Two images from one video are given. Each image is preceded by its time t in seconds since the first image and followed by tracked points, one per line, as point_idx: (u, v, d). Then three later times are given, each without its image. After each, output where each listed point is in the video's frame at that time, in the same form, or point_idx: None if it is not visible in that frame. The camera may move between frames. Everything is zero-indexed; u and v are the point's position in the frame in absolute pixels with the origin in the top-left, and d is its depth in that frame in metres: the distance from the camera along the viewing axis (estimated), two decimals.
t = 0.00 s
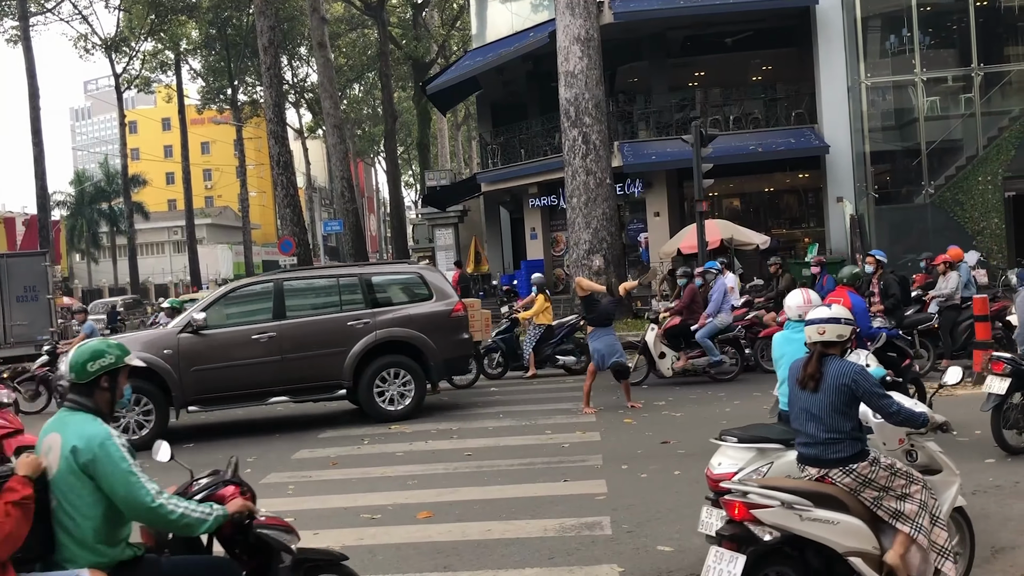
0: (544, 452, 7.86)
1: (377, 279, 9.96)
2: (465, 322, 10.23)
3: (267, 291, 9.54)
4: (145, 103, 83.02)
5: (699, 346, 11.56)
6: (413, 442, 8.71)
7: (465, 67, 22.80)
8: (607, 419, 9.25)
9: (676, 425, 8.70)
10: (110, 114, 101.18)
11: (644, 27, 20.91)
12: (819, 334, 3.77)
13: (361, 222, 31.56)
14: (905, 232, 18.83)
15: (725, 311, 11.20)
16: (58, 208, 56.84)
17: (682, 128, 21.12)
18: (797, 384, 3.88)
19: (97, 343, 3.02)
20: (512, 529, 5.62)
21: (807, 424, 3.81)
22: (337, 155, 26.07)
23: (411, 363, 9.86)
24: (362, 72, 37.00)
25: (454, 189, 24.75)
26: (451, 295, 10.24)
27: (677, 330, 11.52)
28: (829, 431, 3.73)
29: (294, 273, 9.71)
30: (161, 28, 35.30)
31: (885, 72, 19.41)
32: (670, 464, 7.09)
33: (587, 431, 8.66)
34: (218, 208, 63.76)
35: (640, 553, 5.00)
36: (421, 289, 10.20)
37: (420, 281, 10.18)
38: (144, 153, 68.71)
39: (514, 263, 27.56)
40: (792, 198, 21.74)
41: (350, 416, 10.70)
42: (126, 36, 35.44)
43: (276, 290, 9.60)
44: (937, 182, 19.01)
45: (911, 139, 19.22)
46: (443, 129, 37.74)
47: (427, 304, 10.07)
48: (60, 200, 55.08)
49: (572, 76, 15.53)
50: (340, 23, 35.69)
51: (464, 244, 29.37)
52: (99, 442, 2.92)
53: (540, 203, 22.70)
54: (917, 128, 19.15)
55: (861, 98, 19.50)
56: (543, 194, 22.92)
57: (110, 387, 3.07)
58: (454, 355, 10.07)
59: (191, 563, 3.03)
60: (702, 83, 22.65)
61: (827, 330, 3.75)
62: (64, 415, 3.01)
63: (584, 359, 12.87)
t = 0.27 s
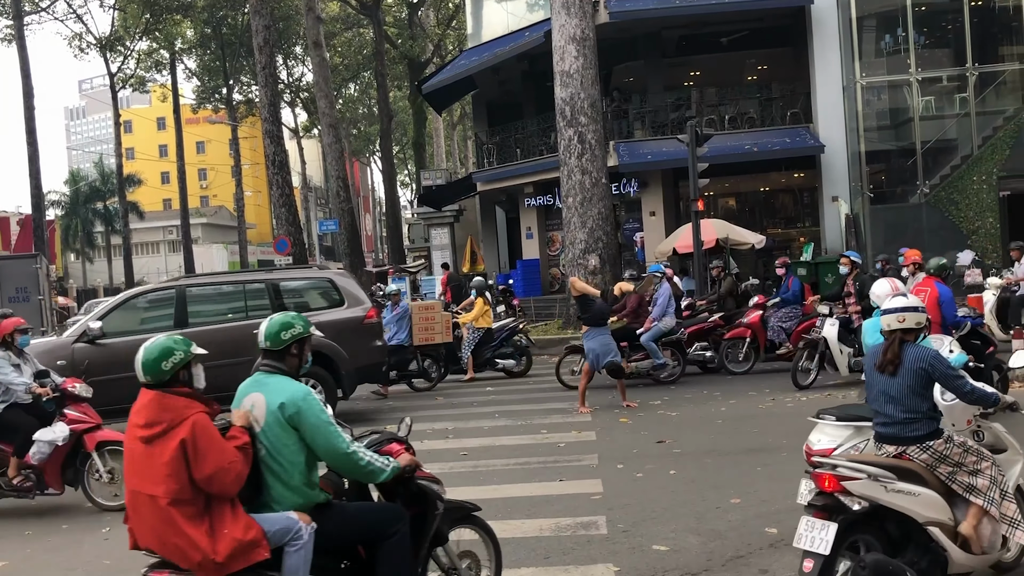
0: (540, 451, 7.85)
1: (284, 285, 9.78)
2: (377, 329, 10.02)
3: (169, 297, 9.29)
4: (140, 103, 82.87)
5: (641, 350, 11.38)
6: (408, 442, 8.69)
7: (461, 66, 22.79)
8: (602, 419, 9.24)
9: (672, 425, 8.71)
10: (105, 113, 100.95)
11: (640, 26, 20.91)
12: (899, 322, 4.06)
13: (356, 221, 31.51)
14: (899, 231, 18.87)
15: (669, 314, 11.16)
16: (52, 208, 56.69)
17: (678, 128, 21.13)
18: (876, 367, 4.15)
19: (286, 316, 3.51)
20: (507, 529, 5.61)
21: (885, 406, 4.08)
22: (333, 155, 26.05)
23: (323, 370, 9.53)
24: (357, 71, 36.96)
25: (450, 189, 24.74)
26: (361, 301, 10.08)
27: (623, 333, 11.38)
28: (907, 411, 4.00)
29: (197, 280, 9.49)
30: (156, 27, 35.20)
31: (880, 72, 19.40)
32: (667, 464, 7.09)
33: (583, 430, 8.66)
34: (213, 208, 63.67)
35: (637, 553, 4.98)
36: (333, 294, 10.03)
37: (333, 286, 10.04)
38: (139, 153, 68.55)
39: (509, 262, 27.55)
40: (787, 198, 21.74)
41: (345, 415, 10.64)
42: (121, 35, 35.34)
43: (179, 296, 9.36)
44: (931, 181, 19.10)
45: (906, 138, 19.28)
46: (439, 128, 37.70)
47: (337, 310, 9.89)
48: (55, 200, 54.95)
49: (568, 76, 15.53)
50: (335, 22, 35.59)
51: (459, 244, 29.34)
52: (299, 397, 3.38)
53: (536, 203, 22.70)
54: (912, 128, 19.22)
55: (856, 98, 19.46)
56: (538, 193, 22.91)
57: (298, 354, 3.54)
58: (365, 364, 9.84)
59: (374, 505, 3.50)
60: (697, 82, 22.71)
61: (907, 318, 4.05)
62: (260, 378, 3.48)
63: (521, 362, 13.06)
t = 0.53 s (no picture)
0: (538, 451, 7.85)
1: (180, 290, 9.23)
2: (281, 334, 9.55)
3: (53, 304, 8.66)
4: (137, 103, 82.74)
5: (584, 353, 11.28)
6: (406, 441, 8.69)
7: (458, 66, 22.78)
8: (600, 418, 9.25)
9: (669, 423, 8.72)
10: (101, 112, 100.70)
11: (637, 26, 20.92)
12: (959, 308, 4.18)
13: (353, 221, 31.49)
14: (895, 231, 18.93)
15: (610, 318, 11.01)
16: (50, 208, 56.61)
17: (675, 127, 21.14)
18: (938, 351, 4.26)
19: (439, 290, 3.89)
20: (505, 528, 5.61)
21: (949, 386, 4.17)
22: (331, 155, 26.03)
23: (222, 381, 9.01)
24: (354, 70, 36.93)
25: (447, 188, 24.74)
26: (264, 306, 9.56)
27: (564, 337, 11.24)
28: (971, 392, 4.10)
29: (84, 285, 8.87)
30: (153, 26, 35.14)
31: (876, 71, 19.44)
32: (664, 463, 7.10)
33: (580, 430, 8.66)
34: (211, 207, 63.63)
35: (634, 552, 4.99)
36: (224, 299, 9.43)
37: (233, 290, 9.49)
38: (136, 152, 68.44)
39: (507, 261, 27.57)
40: (784, 196, 21.77)
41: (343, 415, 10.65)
42: (118, 34, 35.27)
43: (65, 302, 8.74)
44: (928, 180, 19.07)
45: (902, 138, 19.29)
46: (436, 128, 37.67)
47: (237, 316, 9.36)
48: (52, 199, 54.84)
49: (565, 75, 15.54)
50: (332, 22, 35.49)
51: (457, 243, 29.34)
52: (455, 360, 3.76)
53: (533, 202, 22.70)
54: (909, 127, 19.21)
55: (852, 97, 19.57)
56: (535, 193, 22.90)
57: (449, 322, 3.93)
58: (269, 372, 9.33)
59: (511, 464, 3.88)
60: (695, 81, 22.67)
61: (966, 304, 4.16)
62: (417, 343, 3.85)
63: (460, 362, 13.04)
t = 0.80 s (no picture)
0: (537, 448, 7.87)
1: (63, 297, 8.94)
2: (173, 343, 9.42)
3: None
4: (136, 101, 82.65)
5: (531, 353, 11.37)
6: (405, 438, 8.69)
7: (456, 63, 22.76)
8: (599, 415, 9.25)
9: (668, 421, 8.73)
10: (100, 110, 100.62)
11: (635, 23, 20.91)
12: (1011, 298, 4.56)
13: (352, 218, 31.50)
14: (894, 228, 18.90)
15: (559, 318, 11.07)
16: (48, 206, 56.58)
17: (674, 124, 21.15)
18: (990, 338, 4.62)
19: (563, 283, 4.41)
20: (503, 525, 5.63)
21: (1001, 369, 4.55)
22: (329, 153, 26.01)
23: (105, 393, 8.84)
24: (353, 68, 36.92)
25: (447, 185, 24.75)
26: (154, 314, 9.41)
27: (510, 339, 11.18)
28: None
29: None
30: (151, 24, 35.11)
31: (875, 69, 19.43)
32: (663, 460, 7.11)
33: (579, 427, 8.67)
34: (209, 205, 63.60)
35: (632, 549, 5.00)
36: (122, 306, 9.30)
37: (120, 297, 9.28)
38: (134, 150, 68.41)
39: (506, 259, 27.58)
40: (783, 194, 21.76)
41: (342, 413, 10.65)
42: (116, 32, 35.23)
43: None
44: (926, 178, 19.10)
45: (901, 135, 19.26)
46: (435, 125, 37.64)
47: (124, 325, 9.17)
48: (50, 197, 54.82)
49: (563, 72, 15.53)
50: (331, 19, 35.35)
51: (455, 241, 29.32)
52: (576, 345, 4.29)
53: (532, 200, 22.70)
54: (908, 124, 19.19)
55: (851, 95, 19.49)
56: (534, 190, 22.90)
57: (570, 312, 4.48)
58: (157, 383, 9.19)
59: (625, 439, 4.34)
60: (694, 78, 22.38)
61: (1018, 294, 4.54)
62: (542, 330, 4.40)
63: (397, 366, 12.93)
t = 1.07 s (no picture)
0: (535, 444, 7.88)
1: None
2: (43, 351, 9.22)
3: None
4: (134, 96, 82.59)
5: (475, 354, 11.44)
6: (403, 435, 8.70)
7: (455, 59, 22.75)
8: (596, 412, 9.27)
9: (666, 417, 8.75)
10: (99, 105, 100.57)
11: (634, 19, 20.89)
12: None
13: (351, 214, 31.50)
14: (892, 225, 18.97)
15: (500, 317, 11.21)
16: (46, 201, 56.52)
17: (672, 121, 21.15)
18: None
19: (667, 266, 4.86)
20: (501, 521, 5.64)
21: None
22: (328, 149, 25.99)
23: None
24: (352, 64, 36.88)
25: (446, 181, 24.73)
26: (25, 321, 9.22)
27: (453, 340, 11.29)
28: None
29: None
30: (149, 19, 35.04)
31: (874, 65, 19.42)
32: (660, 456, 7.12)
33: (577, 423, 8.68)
34: (207, 200, 63.52)
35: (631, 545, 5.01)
36: None
37: None
38: (132, 145, 68.35)
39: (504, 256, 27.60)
40: (782, 191, 21.78)
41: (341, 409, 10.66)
42: (113, 28, 35.17)
43: None
44: (925, 175, 19.10)
45: (900, 132, 19.24)
46: (434, 122, 37.63)
47: None
48: (48, 193, 54.76)
49: (562, 69, 15.51)
50: (329, 15, 35.07)
51: (454, 237, 29.30)
52: (680, 323, 4.73)
53: (531, 196, 22.69)
54: (906, 121, 19.20)
55: (850, 91, 19.45)
56: (533, 187, 22.90)
57: (673, 291, 4.93)
58: (25, 394, 8.93)
59: (726, 408, 4.78)
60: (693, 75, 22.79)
61: None
62: (648, 308, 4.86)
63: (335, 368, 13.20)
